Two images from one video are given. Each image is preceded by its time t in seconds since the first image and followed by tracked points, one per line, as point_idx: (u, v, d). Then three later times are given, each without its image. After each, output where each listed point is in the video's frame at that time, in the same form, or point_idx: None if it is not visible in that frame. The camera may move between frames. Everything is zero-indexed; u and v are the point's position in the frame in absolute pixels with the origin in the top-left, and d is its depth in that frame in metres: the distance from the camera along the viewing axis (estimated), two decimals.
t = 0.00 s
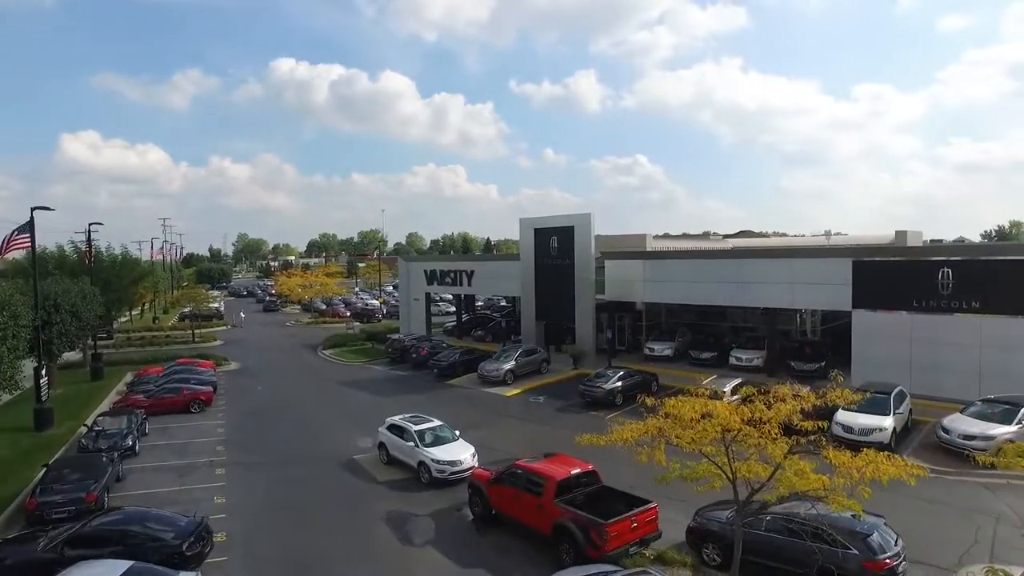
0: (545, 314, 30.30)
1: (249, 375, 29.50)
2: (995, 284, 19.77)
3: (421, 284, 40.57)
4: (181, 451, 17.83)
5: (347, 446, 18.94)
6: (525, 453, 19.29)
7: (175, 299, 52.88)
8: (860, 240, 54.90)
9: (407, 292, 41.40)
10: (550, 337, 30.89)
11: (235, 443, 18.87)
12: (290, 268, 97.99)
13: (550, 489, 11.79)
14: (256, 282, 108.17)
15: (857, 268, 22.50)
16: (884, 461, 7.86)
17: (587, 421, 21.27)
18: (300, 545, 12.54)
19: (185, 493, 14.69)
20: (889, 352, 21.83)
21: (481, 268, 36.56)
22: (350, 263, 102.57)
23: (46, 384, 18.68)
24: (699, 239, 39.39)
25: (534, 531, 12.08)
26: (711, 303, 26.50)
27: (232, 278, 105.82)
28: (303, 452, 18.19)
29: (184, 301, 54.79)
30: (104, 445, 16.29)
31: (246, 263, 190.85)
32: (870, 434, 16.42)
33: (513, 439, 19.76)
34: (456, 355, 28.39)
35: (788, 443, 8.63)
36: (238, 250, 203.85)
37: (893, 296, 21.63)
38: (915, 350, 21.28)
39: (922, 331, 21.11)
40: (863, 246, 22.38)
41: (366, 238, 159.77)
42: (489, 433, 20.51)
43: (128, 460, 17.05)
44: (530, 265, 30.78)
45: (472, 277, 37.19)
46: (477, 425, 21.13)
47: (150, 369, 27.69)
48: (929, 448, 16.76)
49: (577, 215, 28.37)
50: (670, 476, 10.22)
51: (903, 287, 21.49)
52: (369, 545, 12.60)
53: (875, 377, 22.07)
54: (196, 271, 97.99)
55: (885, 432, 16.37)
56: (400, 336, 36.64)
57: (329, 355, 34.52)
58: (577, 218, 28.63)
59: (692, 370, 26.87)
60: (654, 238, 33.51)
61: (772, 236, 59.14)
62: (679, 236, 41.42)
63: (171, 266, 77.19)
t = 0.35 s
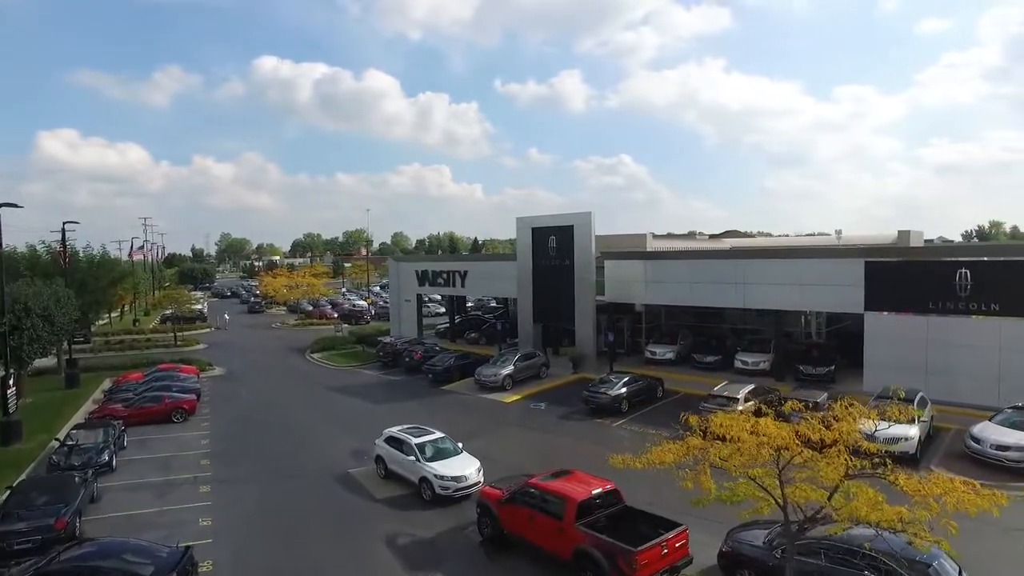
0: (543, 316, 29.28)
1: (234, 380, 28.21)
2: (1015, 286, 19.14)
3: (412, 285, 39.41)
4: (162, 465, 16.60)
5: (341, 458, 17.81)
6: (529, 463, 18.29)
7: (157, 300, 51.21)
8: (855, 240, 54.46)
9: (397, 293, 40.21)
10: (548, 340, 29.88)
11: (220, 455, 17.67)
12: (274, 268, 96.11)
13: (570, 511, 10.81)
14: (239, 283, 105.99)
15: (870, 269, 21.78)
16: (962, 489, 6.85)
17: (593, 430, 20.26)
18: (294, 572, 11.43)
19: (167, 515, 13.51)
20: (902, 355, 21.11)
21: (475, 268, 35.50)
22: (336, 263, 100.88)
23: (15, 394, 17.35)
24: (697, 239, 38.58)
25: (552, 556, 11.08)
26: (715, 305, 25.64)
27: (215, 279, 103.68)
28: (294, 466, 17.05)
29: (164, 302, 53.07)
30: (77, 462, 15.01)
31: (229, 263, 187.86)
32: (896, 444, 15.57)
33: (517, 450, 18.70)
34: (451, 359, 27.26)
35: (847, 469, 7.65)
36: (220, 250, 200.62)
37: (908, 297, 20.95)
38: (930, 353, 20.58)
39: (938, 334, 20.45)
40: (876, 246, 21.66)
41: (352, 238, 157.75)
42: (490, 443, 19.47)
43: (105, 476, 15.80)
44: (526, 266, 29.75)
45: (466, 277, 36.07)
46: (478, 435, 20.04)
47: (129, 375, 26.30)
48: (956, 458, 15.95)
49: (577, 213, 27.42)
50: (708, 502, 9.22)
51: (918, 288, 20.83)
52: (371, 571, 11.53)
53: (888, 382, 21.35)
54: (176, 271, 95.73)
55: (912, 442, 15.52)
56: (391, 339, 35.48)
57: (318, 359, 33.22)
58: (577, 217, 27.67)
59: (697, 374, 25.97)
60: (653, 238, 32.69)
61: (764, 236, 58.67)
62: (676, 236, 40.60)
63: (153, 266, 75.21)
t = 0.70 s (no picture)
0: (540, 317, 28.39)
1: (217, 386, 26.93)
2: None
3: (402, 285, 38.29)
4: (140, 481, 15.42)
5: (333, 471, 16.73)
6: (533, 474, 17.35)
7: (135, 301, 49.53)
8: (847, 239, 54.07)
9: (386, 294, 39.07)
10: (544, 342, 28.99)
11: (204, 469, 16.52)
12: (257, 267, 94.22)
13: (592, 535, 9.89)
14: (220, 283, 103.81)
15: (881, 270, 21.24)
16: None
17: (597, 437, 19.37)
18: None
19: (144, 539, 12.38)
20: (915, 357, 20.53)
21: (467, 268, 34.49)
22: (320, 262, 99.20)
23: None
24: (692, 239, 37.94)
25: None
26: (718, 306, 24.90)
27: (196, 279, 101.56)
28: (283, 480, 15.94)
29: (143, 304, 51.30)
30: (46, 481, 13.86)
31: (210, 262, 184.72)
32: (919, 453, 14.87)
33: (520, 460, 17.75)
34: (445, 363, 26.24)
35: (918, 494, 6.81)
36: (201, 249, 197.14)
37: (921, 299, 20.41)
38: (944, 355, 20.01)
39: (952, 337, 19.92)
40: (886, 246, 21.11)
41: (335, 237, 155.68)
42: (491, 452, 18.50)
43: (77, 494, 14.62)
44: (522, 265, 28.83)
45: (457, 278, 35.06)
46: (477, 444, 19.05)
47: (104, 382, 24.94)
48: (980, 467, 15.28)
49: (575, 212, 26.55)
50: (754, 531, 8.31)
51: (929, 289, 20.28)
52: None
53: (899, 385, 20.72)
54: (155, 271, 93.42)
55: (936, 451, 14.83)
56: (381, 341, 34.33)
57: (304, 363, 32.00)
58: (575, 215, 26.79)
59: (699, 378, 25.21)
60: (651, 237, 32.01)
61: (756, 236, 58.28)
62: (671, 235, 39.92)
63: (131, 265, 73.16)
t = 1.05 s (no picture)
0: (536, 319, 27.56)
1: (201, 391, 25.80)
2: None
3: (391, 286, 37.28)
4: (116, 498, 14.38)
5: (325, 485, 15.78)
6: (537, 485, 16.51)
7: (114, 302, 47.97)
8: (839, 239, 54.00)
9: (375, 295, 38.04)
10: (540, 344, 28.18)
11: (186, 483, 15.47)
12: (241, 267, 92.51)
13: (614, 562, 9.06)
14: (203, 283, 101.82)
15: (890, 271, 20.69)
16: None
17: (600, 444, 18.58)
18: None
19: (121, 565, 11.39)
20: (925, 361, 20.00)
21: (460, 269, 33.57)
22: (305, 262, 97.66)
23: None
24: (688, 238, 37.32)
25: None
26: (720, 308, 24.22)
27: (177, 279, 99.49)
28: (271, 496, 14.94)
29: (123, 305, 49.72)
30: (13, 501, 12.83)
31: (192, 261, 181.93)
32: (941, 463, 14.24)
33: (522, 470, 16.89)
34: (438, 367, 25.34)
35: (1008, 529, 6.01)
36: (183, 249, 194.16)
37: (931, 300, 19.86)
38: (956, 359, 19.49)
39: (965, 340, 19.38)
40: (896, 246, 20.55)
41: (320, 237, 153.93)
42: (491, 461, 17.63)
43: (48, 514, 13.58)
44: (517, 265, 27.97)
45: (449, 278, 34.13)
46: (475, 453, 18.19)
47: (80, 388, 23.72)
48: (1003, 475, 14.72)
49: (574, 210, 25.75)
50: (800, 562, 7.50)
51: (940, 290, 19.75)
52: None
53: (909, 390, 20.23)
54: (136, 271, 91.43)
55: (958, 460, 14.21)
56: (370, 344, 33.33)
57: (291, 366, 30.91)
58: (573, 214, 25.98)
59: (701, 381, 24.55)
60: (648, 237, 31.32)
61: (747, 236, 57.93)
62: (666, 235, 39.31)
63: (110, 265, 71.32)
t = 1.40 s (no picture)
0: (531, 320, 26.74)
1: (181, 397, 24.65)
2: None
3: (379, 287, 36.28)
4: (90, 518, 13.35)
5: (315, 500, 14.86)
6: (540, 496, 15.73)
7: (90, 303, 46.30)
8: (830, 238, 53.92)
9: (362, 296, 37.02)
10: (535, 346, 27.38)
11: (167, 500, 14.45)
12: (222, 266, 90.64)
13: None
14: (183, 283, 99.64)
15: (898, 273, 20.18)
16: None
17: (603, 452, 17.85)
18: None
19: None
20: (934, 364, 19.54)
21: (450, 269, 32.68)
22: (289, 261, 96.01)
23: None
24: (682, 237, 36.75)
25: None
26: (722, 310, 23.60)
27: (156, 278, 97.21)
28: (259, 513, 13.99)
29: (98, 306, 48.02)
30: None
31: (172, 260, 178.70)
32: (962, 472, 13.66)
33: (523, 480, 16.09)
34: (431, 371, 24.43)
35: None
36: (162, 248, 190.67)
37: (940, 303, 19.39)
38: (965, 362, 19.05)
39: (975, 343, 18.93)
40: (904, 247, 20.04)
41: (303, 235, 151.77)
42: (490, 472, 16.82)
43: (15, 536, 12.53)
44: (512, 265, 27.11)
45: (439, 279, 33.21)
46: (473, 463, 17.35)
47: (53, 395, 22.48)
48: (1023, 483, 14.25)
49: (571, 209, 24.95)
50: None
51: (949, 292, 19.29)
52: None
53: (917, 394, 19.77)
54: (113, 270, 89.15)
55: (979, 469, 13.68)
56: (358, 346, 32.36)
57: (277, 370, 29.82)
58: (571, 213, 25.17)
59: (702, 385, 23.92)
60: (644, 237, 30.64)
61: (736, 236, 57.60)
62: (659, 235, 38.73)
63: (86, 264, 69.26)
